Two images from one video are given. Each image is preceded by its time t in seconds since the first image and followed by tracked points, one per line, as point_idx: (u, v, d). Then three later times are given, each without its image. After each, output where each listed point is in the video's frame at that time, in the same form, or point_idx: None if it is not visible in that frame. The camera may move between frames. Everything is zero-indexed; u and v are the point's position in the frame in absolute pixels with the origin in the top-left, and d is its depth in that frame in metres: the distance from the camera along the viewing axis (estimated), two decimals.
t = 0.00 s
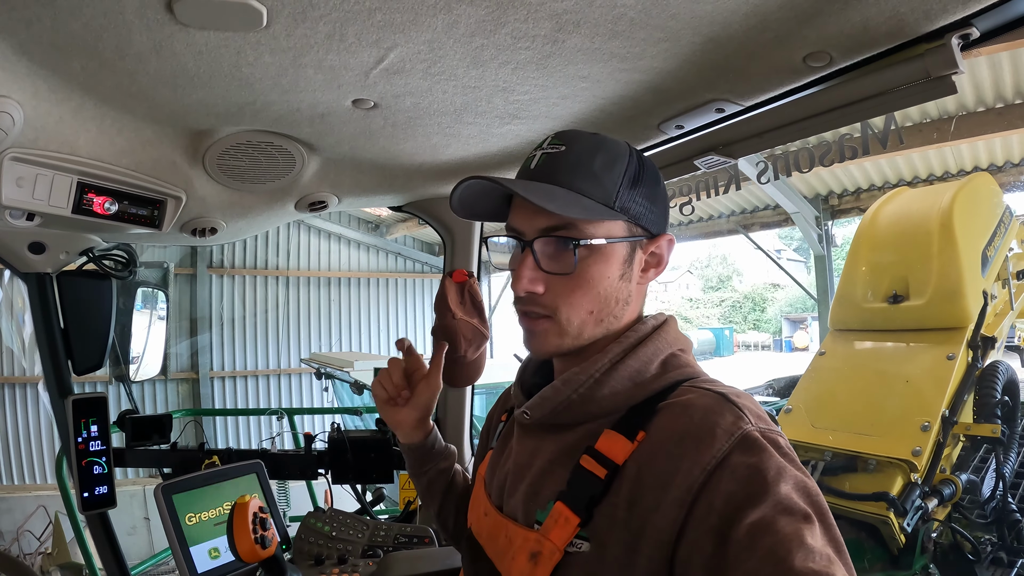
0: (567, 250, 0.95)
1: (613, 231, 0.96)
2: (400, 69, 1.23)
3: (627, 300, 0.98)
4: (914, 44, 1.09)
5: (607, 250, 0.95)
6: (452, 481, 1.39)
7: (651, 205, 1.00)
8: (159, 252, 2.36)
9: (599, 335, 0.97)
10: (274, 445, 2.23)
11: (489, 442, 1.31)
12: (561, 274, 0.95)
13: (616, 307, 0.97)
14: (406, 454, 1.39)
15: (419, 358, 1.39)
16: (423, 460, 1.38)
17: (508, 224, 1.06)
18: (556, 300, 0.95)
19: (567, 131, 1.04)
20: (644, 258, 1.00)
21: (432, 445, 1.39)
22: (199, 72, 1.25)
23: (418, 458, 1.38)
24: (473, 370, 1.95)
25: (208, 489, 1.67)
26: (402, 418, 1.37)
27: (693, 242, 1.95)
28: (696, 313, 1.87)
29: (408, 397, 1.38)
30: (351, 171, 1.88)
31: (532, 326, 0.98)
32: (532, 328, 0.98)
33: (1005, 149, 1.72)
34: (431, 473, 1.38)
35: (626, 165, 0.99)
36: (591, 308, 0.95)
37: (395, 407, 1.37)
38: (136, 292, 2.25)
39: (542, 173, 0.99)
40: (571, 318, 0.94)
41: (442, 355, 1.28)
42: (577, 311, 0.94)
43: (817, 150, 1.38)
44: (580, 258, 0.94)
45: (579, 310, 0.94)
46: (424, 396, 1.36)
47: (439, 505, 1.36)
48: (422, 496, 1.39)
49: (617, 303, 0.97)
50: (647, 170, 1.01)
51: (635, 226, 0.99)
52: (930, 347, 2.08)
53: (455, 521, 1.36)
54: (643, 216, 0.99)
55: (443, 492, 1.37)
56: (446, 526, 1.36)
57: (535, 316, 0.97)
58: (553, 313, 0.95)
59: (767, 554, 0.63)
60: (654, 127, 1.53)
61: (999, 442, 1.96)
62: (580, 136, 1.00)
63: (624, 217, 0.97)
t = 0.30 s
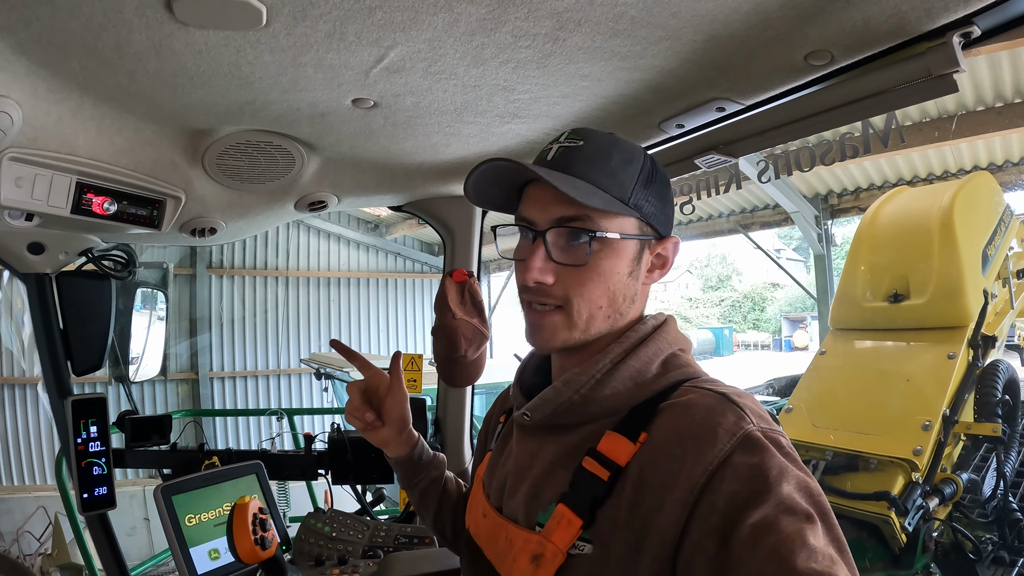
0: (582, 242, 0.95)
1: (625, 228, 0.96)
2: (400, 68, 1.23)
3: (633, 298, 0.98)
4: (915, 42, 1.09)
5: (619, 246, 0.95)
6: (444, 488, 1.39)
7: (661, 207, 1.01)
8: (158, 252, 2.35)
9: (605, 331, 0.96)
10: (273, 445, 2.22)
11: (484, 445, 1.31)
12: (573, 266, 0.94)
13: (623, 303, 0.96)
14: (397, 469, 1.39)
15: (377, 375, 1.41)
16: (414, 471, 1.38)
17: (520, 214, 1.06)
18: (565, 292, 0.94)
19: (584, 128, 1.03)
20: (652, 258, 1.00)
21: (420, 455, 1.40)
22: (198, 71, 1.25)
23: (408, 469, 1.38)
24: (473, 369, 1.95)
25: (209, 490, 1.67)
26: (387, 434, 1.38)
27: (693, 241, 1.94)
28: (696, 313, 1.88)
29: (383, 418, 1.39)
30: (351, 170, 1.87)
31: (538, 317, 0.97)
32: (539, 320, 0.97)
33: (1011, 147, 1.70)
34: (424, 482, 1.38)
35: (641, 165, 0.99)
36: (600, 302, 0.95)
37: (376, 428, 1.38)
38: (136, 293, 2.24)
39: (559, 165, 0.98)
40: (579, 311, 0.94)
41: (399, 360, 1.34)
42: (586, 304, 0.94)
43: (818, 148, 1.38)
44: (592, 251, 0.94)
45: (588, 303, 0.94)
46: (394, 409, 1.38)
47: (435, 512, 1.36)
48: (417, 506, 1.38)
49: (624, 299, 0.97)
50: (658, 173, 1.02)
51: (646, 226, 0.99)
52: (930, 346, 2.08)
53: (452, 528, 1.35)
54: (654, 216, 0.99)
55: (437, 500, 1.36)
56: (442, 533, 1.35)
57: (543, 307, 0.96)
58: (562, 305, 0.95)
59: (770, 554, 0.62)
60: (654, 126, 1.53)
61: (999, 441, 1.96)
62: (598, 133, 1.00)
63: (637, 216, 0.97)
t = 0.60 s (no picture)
0: (611, 248, 0.96)
1: (649, 236, 0.98)
2: (397, 69, 1.23)
3: (647, 304, 1.00)
4: (914, 42, 1.08)
5: (645, 254, 0.96)
6: (444, 489, 1.39)
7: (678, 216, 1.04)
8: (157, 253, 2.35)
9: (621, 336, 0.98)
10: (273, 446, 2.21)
11: (485, 445, 1.31)
12: (601, 272, 0.95)
13: (639, 310, 0.99)
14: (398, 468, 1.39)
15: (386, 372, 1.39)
16: (414, 471, 1.38)
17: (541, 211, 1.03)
18: (592, 297, 0.94)
19: (610, 130, 1.03)
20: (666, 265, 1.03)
21: (421, 456, 1.39)
22: (195, 73, 1.24)
23: (408, 470, 1.38)
24: (473, 369, 1.96)
25: (207, 491, 1.66)
26: (388, 434, 1.37)
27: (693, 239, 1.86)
28: (694, 313, 1.78)
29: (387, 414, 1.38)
30: (349, 171, 1.87)
31: (557, 319, 0.97)
32: (561, 323, 0.96)
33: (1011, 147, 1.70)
34: (424, 482, 1.38)
35: (666, 175, 1.01)
36: (623, 309, 0.96)
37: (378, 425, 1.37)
38: (135, 294, 2.24)
39: (590, 166, 0.96)
40: (604, 317, 0.95)
41: (408, 363, 1.31)
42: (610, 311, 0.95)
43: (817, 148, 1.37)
44: (621, 258, 0.95)
45: (612, 310, 0.95)
46: (399, 410, 1.36)
47: (434, 513, 1.36)
48: (417, 506, 1.38)
49: (641, 306, 0.99)
50: (677, 183, 1.05)
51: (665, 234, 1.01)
52: (929, 346, 2.07)
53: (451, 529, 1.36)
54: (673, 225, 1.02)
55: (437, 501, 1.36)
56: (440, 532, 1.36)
57: (565, 311, 0.95)
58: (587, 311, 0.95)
59: (769, 557, 0.62)
60: (653, 127, 1.52)
61: (999, 441, 1.95)
62: (628, 137, 1.00)
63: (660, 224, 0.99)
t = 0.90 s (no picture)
0: (611, 250, 0.98)
1: (647, 239, 1.00)
2: (398, 66, 1.26)
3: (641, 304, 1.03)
4: (908, 45, 1.09)
5: (643, 256, 0.99)
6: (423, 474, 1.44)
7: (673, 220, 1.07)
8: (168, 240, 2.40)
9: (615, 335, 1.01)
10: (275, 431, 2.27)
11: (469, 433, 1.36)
12: (601, 273, 0.97)
13: (634, 309, 1.02)
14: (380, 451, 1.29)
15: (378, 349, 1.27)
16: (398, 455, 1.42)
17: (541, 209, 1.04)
18: (591, 298, 0.97)
19: (613, 131, 1.04)
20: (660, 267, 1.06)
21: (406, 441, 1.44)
22: (203, 67, 1.28)
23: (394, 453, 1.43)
24: (473, 361, 1.99)
25: (209, 472, 1.72)
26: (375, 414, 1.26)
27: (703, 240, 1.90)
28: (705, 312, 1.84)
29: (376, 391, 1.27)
30: (354, 164, 1.90)
31: (555, 318, 0.99)
32: (558, 322, 0.98)
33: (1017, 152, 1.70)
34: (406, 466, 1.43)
35: (666, 179, 1.04)
36: (619, 309, 0.99)
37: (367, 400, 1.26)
38: (147, 280, 2.30)
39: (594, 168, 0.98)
40: (602, 317, 0.97)
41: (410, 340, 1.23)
42: (608, 312, 0.98)
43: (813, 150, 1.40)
44: (622, 261, 0.98)
45: (610, 310, 0.98)
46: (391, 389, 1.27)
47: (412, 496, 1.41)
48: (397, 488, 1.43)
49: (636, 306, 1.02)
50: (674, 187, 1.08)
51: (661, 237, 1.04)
52: (927, 351, 2.06)
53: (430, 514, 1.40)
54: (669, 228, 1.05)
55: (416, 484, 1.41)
56: (424, 520, 1.37)
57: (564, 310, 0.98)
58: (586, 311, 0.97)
59: (761, 555, 0.65)
60: (652, 126, 1.54)
61: (996, 450, 1.90)
62: (632, 141, 1.02)
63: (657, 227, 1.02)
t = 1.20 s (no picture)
0: (615, 236, 0.98)
1: (651, 226, 1.00)
2: (395, 57, 1.26)
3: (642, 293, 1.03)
4: (903, 34, 1.08)
5: (647, 244, 0.99)
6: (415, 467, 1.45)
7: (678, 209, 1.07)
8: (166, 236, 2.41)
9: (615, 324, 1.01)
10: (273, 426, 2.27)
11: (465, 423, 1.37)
12: (603, 260, 0.97)
13: (635, 299, 1.01)
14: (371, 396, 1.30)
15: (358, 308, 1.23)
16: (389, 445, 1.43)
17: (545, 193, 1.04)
18: (592, 284, 0.97)
19: (619, 116, 1.04)
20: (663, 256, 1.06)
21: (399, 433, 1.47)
22: (201, 59, 1.28)
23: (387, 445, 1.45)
24: (471, 356, 1.99)
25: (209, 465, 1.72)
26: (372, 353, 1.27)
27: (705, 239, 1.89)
28: (707, 311, 1.82)
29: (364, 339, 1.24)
30: (352, 158, 1.90)
31: (554, 305, 0.98)
32: (558, 309, 0.97)
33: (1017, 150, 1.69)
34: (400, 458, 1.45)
35: (672, 168, 1.04)
36: (620, 297, 0.98)
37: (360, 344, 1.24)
38: (147, 275, 2.29)
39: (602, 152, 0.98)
40: (602, 305, 0.97)
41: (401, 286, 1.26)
42: (609, 299, 0.97)
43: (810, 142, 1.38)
44: (625, 247, 0.98)
45: (611, 298, 0.97)
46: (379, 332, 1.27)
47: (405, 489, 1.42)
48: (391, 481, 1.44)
49: (637, 295, 1.01)
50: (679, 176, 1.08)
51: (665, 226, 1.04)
52: (926, 346, 2.07)
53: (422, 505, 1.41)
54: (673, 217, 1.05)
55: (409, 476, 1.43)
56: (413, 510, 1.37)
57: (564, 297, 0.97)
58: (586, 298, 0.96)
59: (768, 548, 0.64)
60: (648, 118, 1.54)
61: (995, 445, 1.90)
62: (639, 127, 1.02)
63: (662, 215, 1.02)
